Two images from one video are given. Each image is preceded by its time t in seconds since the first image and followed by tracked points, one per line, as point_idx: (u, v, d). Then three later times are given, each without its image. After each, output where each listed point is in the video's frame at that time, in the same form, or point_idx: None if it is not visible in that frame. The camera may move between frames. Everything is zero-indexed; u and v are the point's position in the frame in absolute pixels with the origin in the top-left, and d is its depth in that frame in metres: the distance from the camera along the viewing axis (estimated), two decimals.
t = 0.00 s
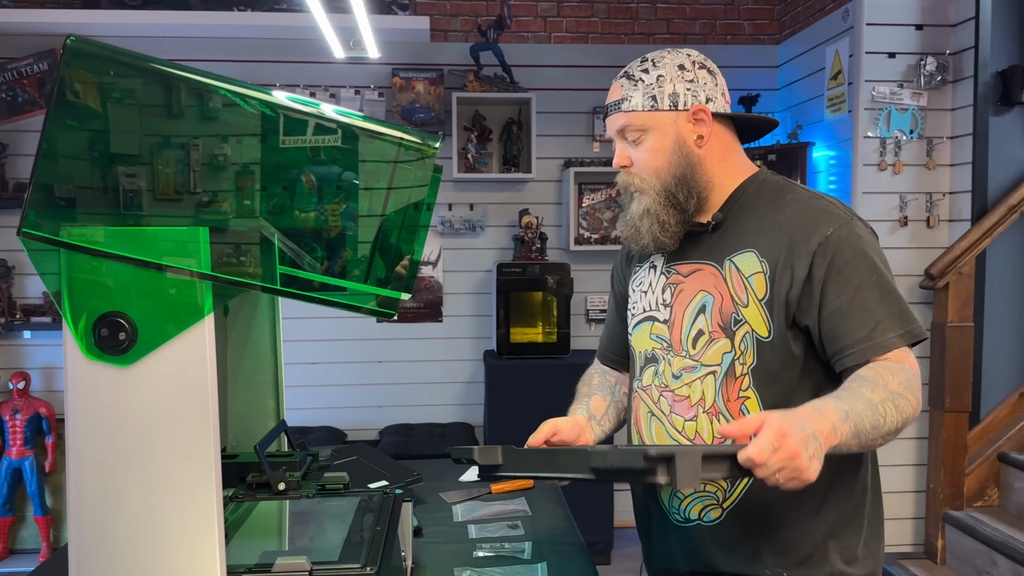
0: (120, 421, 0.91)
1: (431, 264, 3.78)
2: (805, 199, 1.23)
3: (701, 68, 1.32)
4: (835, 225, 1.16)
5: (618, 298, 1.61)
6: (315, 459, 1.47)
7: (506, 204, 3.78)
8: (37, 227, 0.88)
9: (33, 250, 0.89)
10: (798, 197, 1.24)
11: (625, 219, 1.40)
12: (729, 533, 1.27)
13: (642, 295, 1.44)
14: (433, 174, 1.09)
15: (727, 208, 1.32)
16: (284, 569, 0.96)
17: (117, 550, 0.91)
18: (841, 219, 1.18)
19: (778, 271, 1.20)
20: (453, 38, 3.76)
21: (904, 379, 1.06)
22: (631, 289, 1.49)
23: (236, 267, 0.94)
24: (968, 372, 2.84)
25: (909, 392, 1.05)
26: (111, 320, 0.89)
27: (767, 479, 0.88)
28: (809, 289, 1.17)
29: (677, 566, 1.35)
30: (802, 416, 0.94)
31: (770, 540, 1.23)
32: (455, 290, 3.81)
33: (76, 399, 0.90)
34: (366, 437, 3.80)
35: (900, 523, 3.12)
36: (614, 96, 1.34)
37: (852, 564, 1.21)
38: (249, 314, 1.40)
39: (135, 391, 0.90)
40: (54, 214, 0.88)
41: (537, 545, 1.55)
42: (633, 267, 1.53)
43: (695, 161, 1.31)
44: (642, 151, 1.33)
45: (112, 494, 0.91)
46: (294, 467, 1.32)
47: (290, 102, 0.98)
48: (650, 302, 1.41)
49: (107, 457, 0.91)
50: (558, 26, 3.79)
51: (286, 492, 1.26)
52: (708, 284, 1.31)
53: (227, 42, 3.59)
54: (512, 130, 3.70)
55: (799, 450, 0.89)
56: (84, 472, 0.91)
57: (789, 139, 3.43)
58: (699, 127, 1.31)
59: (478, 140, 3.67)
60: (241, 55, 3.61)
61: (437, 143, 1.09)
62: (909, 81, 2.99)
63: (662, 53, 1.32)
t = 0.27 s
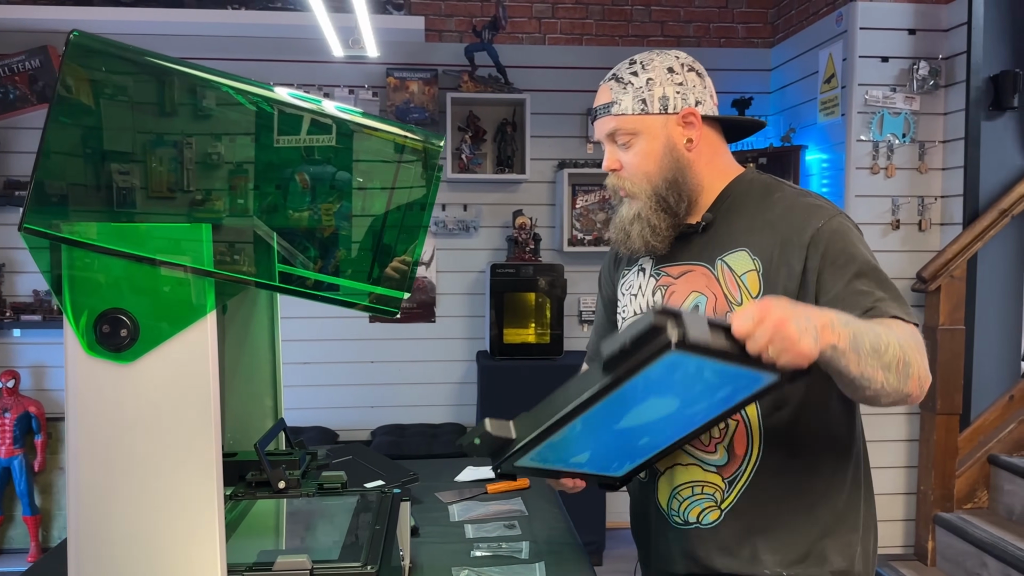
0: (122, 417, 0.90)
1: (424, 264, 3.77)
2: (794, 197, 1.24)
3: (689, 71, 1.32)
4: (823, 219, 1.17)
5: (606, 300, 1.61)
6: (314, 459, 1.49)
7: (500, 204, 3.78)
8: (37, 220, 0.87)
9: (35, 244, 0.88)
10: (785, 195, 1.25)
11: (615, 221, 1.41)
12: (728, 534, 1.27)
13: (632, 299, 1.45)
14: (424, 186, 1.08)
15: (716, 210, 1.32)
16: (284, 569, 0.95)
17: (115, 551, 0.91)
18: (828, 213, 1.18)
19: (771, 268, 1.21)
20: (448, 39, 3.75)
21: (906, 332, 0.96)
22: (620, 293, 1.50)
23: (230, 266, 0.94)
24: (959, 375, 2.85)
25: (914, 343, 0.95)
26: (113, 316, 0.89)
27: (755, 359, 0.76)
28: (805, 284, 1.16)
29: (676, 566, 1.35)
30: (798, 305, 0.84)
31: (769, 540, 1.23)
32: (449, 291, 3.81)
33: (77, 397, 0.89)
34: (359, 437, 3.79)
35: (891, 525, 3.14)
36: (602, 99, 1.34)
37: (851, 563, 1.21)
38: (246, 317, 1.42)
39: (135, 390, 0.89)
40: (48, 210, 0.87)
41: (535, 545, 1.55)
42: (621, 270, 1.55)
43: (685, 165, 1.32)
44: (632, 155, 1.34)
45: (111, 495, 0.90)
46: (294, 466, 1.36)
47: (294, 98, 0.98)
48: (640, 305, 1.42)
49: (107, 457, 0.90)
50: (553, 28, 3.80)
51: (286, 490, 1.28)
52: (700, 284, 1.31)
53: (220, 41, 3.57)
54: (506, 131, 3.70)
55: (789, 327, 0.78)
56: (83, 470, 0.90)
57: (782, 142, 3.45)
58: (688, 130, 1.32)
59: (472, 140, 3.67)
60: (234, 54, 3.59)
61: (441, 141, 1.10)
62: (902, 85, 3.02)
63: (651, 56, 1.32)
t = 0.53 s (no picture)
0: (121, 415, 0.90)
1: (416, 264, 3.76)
2: (784, 194, 1.23)
3: (669, 74, 1.33)
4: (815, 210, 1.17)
5: (588, 304, 1.60)
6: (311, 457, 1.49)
7: (492, 205, 3.78)
8: (38, 214, 0.87)
9: (35, 240, 0.88)
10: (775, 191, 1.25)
11: (601, 228, 1.40)
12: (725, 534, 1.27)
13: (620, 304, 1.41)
14: (412, 187, 1.06)
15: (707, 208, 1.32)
16: (284, 567, 0.96)
17: (111, 553, 0.90)
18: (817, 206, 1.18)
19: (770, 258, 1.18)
20: (441, 38, 3.75)
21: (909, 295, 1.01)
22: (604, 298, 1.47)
23: (224, 264, 0.93)
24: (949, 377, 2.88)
25: (916, 305, 1.00)
26: (111, 314, 0.89)
27: (779, 258, 0.82)
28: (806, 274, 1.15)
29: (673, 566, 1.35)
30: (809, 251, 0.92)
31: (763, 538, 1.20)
32: (441, 291, 3.81)
33: (74, 395, 0.89)
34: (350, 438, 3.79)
35: (881, 526, 3.17)
36: (584, 104, 1.34)
37: (857, 557, 1.17)
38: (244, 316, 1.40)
39: (134, 388, 0.90)
40: (39, 207, 0.87)
41: (530, 545, 1.55)
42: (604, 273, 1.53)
43: (666, 169, 1.32)
44: (613, 159, 1.33)
45: (107, 495, 0.90)
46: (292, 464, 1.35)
47: (294, 95, 0.97)
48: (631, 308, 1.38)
49: (104, 457, 0.89)
50: (546, 29, 3.80)
51: (282, 489, 1.27)
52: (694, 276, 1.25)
53: (213, 39, 3.55)
54: (499, 131, 3.70)
55: (807, 233, 0.86)
56: (80, 468, 0.89)
57: (774, 144, 3.46)
58: (669, 134, 1.31)
59: (465, 140, 3.66)
60: (226, 52, 3.57)
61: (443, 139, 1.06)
62: (894, 89, 3.05)
63: (631, 60, 1.31)
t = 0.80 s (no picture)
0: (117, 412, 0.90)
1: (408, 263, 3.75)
2: (776, 190, 1.28)
3: (655, 76, 1.34)
4: (811, 207, 1.21)
5: (567, 299, 1.60)
6: (308, 456, 1.49)
7: (485, 204, 3.78)
8: (34, 210, 0.86)
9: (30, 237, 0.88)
10: (765, 189, 1.29)
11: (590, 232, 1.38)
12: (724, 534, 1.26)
13: (615, 301, 1.41)
14: (399, 186, 1.06)
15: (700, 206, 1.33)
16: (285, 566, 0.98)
17: (108, 550, 0.91)
18: (811, 203, 1.22)
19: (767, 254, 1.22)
20: (434, 37, 3.74)
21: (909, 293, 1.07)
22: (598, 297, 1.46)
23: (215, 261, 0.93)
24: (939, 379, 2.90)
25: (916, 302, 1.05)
26: (109, 310, 0.89)
27: (831, 263, 0.77)
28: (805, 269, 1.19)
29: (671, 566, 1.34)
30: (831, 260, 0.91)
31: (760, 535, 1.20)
32: (433, 290, 3.80)
33: (70, 391, 0.89)
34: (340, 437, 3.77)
35: (871, 527, 3.18)
36: (572, 107, 1.34)
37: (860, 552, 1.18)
38: (237, 321, 1.38)
39: (131, 385, 0.90)
40: (28, 203, 0.86)
41: (526, 545, 1.54)
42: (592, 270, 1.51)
43: (656, 169, 1.32)
44: (603, 161, 1.34)
45: (106, 491, 0.90)
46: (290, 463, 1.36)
47: (292, 91, 0.96)
48: (627, 306, 1.38)
49: (103, 453, 0.90)
50: (539, 29, 3.79)
51: (280, 488, 1.27)
52: (691, 279, 1.30)
53: (204, 35, 3.53)
54: (492, 131, 3.69)
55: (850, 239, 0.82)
56: (77, 466, 0.90)
57: (766, 146, 3.47)
58: (657, 134, 1.33)
59: (458, 140, 3.65)
60: (218, 49, 3.55)
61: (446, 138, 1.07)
62: (885, 92, 3.07)
63: (618, 63, 1.33)
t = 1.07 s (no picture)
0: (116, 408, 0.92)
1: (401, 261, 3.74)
2: (774, 188, 1.29)
3: (651, 73, 1.33)
4: (808, 206, 1.24)
5: (562, 296, 1.58)
6: (305, 453, 1.50)
7: (478, 202, 3.77)
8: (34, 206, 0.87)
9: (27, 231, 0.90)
10: (764, 187, 1.30)
11: (585, 226, 1.40)
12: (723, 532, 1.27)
13: (611, 299, 1.42)
14: (385, 184, 1.04)
15: (699, 205, 1.33)
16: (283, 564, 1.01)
17: (107, 541, 0.92)
18: (807, 201, 1.25)
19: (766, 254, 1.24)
20: (427, 35, 3.73)
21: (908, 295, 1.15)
22: (592, 295, 1.46)
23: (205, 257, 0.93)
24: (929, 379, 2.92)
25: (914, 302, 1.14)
26: (110, 305, 0.90)
27: (867, 278, 0.81)
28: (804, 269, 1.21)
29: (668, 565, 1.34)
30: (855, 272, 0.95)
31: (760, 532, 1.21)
32: (425, 288, 3.79)
33: (70, 384, 0.91)
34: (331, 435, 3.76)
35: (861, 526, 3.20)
36: (566, 104, 1.35)
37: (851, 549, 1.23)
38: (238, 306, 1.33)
39: (133, 379, 0.91)
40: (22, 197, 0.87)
41: (523, 543, 1.54)
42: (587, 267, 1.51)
43: (650, 167, 1.32)
44: (597, 159, 1.35)
45: (105, 484, 0.92)
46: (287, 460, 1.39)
47: (293, 86, 0.96)
48: (623, 304, 1.40)
49: (102, 446, 0.91)
50: (533, 27, 3.79)
51: (280, 484, 1.31)
52: (689, 277, 1.31)
53: (197, 31, 3.51)
54: (485, 129, 3.68)
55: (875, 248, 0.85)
56: (77, 461, 0.91)
57: (758, 147, 3.49)
58: (651, 132, 1.33)
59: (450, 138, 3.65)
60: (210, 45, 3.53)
61: (447, 135, 1.06)
62: (877, 93, 3.09)
63: (612, 61, 1.33)
